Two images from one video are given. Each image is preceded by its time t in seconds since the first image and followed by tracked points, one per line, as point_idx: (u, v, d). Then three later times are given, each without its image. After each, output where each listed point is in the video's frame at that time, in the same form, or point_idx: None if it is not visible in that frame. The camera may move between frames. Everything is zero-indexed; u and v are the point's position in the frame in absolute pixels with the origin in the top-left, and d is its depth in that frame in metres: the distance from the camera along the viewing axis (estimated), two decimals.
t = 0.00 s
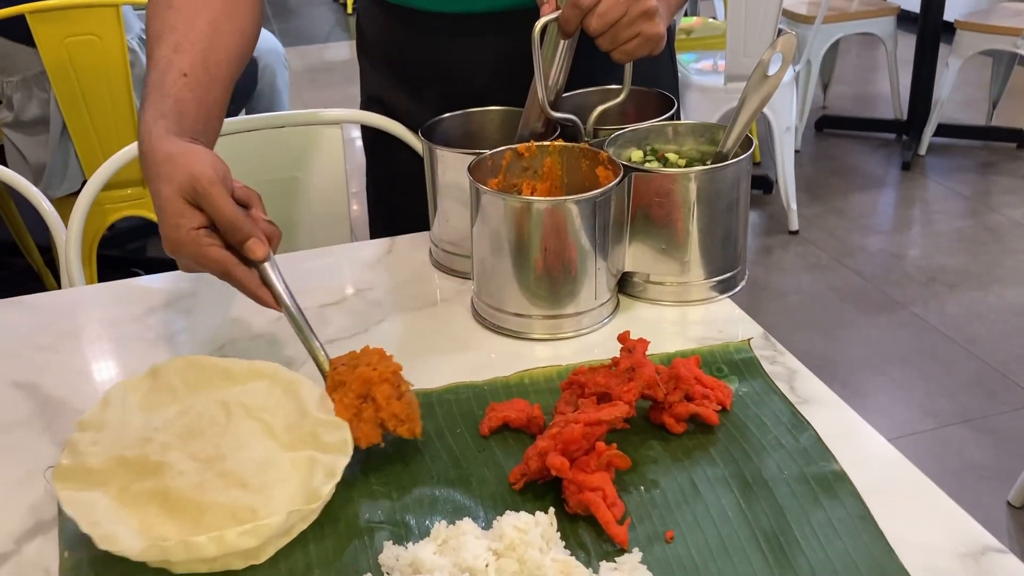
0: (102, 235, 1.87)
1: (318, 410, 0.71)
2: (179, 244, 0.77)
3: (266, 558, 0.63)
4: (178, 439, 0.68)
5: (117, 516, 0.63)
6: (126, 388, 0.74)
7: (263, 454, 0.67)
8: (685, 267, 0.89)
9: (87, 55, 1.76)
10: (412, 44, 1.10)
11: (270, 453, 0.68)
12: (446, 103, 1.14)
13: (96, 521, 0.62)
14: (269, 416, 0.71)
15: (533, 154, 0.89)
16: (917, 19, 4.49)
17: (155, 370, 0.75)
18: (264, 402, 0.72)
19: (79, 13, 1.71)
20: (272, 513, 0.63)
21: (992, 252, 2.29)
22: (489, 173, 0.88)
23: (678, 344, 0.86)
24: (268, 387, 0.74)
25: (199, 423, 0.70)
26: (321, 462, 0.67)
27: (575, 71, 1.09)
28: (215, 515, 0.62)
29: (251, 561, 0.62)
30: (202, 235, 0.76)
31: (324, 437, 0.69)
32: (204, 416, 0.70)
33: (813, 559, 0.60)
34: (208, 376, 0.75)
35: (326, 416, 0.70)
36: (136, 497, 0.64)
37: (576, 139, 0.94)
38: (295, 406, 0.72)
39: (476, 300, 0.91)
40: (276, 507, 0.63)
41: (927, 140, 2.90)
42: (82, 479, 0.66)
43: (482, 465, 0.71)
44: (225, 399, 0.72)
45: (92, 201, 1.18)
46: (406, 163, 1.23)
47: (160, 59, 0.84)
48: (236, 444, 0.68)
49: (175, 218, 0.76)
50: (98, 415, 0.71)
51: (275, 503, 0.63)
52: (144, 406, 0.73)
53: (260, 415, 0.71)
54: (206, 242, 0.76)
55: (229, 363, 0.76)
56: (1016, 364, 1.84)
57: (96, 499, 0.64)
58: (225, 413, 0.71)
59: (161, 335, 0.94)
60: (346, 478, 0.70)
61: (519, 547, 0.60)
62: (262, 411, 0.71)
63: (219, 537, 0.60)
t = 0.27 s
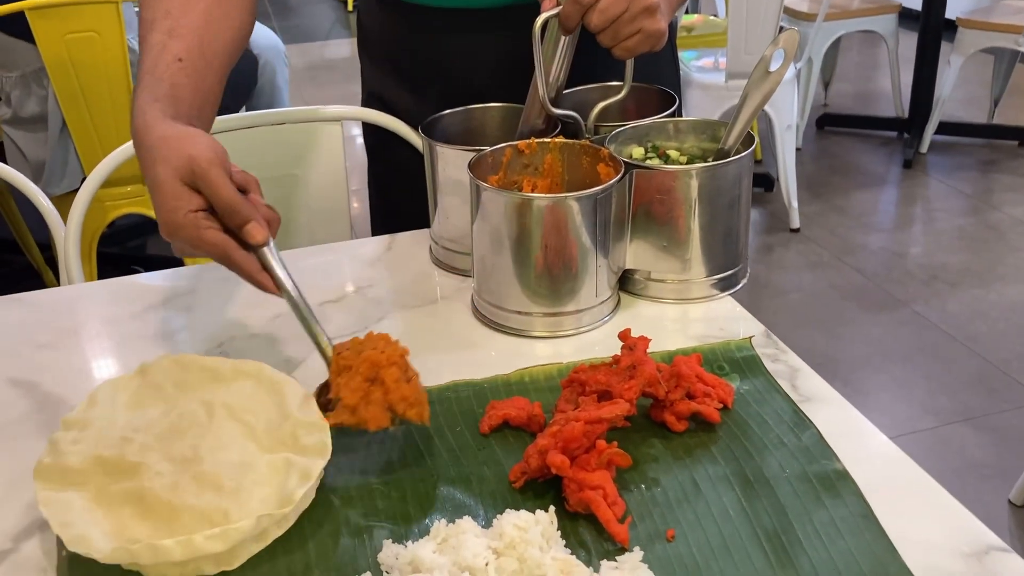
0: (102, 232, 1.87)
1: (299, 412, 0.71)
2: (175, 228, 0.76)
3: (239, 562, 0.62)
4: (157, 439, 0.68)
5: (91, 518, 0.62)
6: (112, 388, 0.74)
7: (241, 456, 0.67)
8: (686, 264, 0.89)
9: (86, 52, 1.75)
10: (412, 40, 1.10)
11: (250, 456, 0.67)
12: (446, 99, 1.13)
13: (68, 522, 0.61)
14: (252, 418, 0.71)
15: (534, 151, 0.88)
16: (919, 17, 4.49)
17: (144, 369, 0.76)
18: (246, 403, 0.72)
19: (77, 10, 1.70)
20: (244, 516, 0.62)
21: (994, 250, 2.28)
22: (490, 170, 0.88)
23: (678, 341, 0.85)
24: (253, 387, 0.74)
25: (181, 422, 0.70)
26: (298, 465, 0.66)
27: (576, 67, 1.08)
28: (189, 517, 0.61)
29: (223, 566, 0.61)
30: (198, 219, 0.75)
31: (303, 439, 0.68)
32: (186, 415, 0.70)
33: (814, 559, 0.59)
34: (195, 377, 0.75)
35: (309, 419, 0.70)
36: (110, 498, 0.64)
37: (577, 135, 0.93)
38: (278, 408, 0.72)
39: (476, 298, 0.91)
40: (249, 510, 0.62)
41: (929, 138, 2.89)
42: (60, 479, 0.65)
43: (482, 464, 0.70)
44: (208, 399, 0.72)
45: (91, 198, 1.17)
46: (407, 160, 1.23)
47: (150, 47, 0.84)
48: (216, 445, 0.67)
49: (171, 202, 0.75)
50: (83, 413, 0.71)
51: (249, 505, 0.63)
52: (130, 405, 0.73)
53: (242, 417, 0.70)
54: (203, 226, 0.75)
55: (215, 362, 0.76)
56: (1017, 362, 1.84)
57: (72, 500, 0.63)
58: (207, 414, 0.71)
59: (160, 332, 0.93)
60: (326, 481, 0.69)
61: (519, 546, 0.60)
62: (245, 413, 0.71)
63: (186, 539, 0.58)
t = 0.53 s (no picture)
0: (101, 233, 1.87)
1: (300, 419, 0.71)
2: (272, 216, 0.76)
3: (237, 566, 0.61)
4: (156, 442, 0.68)
5: (89, 520, 0.62)
6: (112, 389, 0.74)
7: (241, 462, 0.67)
8: (686, 265, 0.89)
9: (84, 53, 1.75)
10: (411, 40, 1.10)
11: (249, 460, 0.67)
12: (445, 100, 1.13)
13: (66, 524, 0.61)
14: (252, 423, 0.71)
15: (534, 151, 0.88)
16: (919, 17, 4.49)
17: (143, 371, 0.76)
18: (246, 408, 0.72)
19: (74, 10, 1.70)
20: (243, 523, 0.61)
21: (994, 250, 2.28)
22: (489, 170, 0.88)
23: (677, 342, 0.85)
24: (253, 392, 0.74)
25: (180, 425, 0.70)
26: (297, 471, 0.66)
27: (576, 67, 1.08)
28: (188, 521, 0.61)
29: (221, 569, 0.61)
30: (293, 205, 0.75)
31: (303, 445, 0.68)
32: (185, 418, 0.70)
33: (815, 559, 0.59)
34: (195, 381, 0.76)
35: (307, 425, 0.70)
36: (109, 501, 0.64)
37: (576, 136, 0.93)
38: (278, 412, 0.72)
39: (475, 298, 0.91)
40: (248, 517, 0.62)
41: (928, 138, 2.89)
42: (59, 480, 0.65)
43: (481, 465, 0.70)
44: (208, 403, 0.72)
45: (90, 198, 1.17)
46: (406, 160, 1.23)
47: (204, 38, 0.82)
48: (215, 450, 0.67)
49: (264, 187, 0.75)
50: (81, 414, 0.71)
51: (249, 511, 0.62)
52: (129, 408, 0.73)
53: (241, 421, 0.71)
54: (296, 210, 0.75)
55: (215, 367, 0.76)
56: (1017, 362, 1.84)
57: (71, 502, 0.63)
58: (207, 418, 0.71)
59: (161, 332, 0.93)
60: (326, 483, 0.69)
61: (519, 547, 0.60)
62: (244, 417, 0.71)
63: (186, 544, 0.58)
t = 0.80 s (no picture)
0: (99, 233, 1.86)
1: (297, 418, 0.71)
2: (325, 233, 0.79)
3: (236, 566, 0.61)
4: (154, 442, 0.68)
5: (87, 520, 0.62)
6: (110, 389, 0.74)
7: (239, 462, 0.67)
8: (684, 264, 0.89)
9: (83, 53, 1.75)
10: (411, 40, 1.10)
11: (247, 460, 0.67)
12: (444, 100, 1.13)
13: (64, 524, 0.61)
14: (250, 423, 0.71)
15: (531, 152, 0.88)
16: (917, 18, 4.49)
17: (141, 371, 0.76)
18: (244, 408, 0.72)
19: (73, 10, 1.70)
20: (241, 523, 0.61)
21: (992, 250, 2.29)
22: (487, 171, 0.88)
23: (676, 341, 0.85)
24: (251, 392, 0.74)
25: (178, 425, 0.70)
26: (295, 471, 0.66)
27: (574, 67, 1.08)
28: (186, 522, 0.61)
29: (219, 569, 0.61)
30: (326, 216, 0.79)
31: (301, 445, 0.68)
32: (182, 418, 0.70)
33: (813, 559, 0.59)
34: (193, 382, 0.76)
35: (306, 425, 0.70)
36: (107, 501, 0.63)
37: (575, 136, 0.93)
38: (276, 412, 0.72)
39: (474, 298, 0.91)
40: (246, 517, 0.62)
41: (926, 138, 2.89)
42: (56, 480, 0.65)
43: (480, 465, 0.70)
44: (206, 403, 0.72)
45: (88, 197, 1.17)
46: (405, 160, 1.23)
47: (253, 74, 0.90)
48: (213, 450, 0.67)
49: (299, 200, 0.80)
50: (79, 415, 0.71)
51: (247, 511, 0.62)
52: (127, 408, 0.73)
53: (239, 421, 0.71)
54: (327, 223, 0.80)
55: (213, 367, 0.76)
56: (1015, 362, 1.84)
57: (69, 502, 0.63)
58: (205, 418, 0.71)
59: (158, 332, 0.93)
60: (324, 483, 0.69)
61: (517, 547, 0.60)
62: (242, 417, 0.71)
63: (183, 544, 0.58)
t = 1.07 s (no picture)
0: (97, 233, 1.86)
1: (294, 418, 0.71)
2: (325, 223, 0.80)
3: (234, 566, 0.61)
4: (151, 442, 0.68)
5: (84, 520, 0.62)
6: (107, 390, 0.74)
7: (236, 462, 0.66)
8: (682, 264, 0.89)
9: (81, 53, 1.75)
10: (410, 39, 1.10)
11: (244, 460, 0.67)
12: (443, 99, 1.13)
13: (60, 525, 0.61)
14: (247, 423, 0.71)
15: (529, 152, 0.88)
16: (915, 17, 4.49)
17: (137, 371, 0.75)
18: (242, 408, 0.72)
19: (70, 10, 1.69)
20: (238, 523, 0.61)
21: (990, 250, 2.29)
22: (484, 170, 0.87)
23: (674, 341, 0.85)
24: (249, 392, 0.74)
25: (175, 425, 0.70)
26: (292, 472, 0.66)
27: (573, 67, 1.08)
28: (183, 522, 0.61)
29: (216, 570, 0.60)
30: (321, 203, 0.80)
31: (299, 445, 0.68)
32: (180, 418, 0.70)
33: (811, 559, 0.59)
34: (190, 382, 0.75)
35: (303, 425, 0.70)
36: (104, 501, 0.63)
37: (572, 135, 0.93)
38: (273, 412, 0.72)
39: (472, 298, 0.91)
40: (243, 517, 0.62)
41: (924, 138, 2.89)
42: (53, 481, 0.65)
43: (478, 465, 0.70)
44: (202, 403, 0.72)
45: (86, 196, 1.17)
46: (404, 160, 1.23)
47: (259, 57, 0.90)
48: (211, 451, 0.67)
49: (298, 188, 0.81)
50: (76, 415, 0.71)
51: (243, 512, 0.62)
52: (124, 408, 0.73)
53: (237, 421, 0.71)
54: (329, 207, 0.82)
55: (210, 367, 0.76)
56: (1013, 361, 1.84)
57: (65, 502, 0.63)
58: (202, 418, 0.71)
59: (156, 332, 0.93)
60: (322, 484, 0.69)
61: (514, 547, 0.60)
62: (239, 417, 0.71)
63: (180, 545, 0.58)
